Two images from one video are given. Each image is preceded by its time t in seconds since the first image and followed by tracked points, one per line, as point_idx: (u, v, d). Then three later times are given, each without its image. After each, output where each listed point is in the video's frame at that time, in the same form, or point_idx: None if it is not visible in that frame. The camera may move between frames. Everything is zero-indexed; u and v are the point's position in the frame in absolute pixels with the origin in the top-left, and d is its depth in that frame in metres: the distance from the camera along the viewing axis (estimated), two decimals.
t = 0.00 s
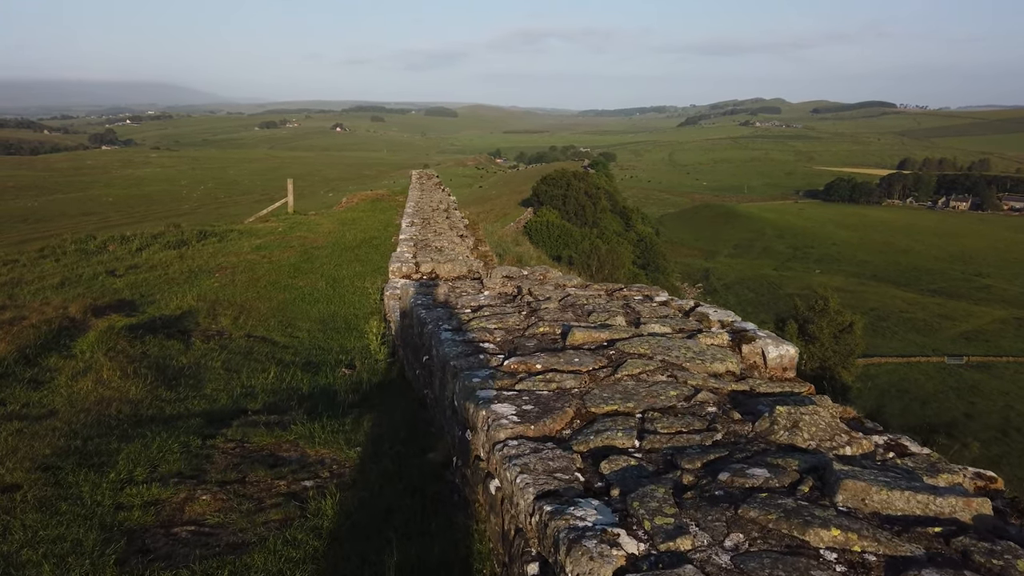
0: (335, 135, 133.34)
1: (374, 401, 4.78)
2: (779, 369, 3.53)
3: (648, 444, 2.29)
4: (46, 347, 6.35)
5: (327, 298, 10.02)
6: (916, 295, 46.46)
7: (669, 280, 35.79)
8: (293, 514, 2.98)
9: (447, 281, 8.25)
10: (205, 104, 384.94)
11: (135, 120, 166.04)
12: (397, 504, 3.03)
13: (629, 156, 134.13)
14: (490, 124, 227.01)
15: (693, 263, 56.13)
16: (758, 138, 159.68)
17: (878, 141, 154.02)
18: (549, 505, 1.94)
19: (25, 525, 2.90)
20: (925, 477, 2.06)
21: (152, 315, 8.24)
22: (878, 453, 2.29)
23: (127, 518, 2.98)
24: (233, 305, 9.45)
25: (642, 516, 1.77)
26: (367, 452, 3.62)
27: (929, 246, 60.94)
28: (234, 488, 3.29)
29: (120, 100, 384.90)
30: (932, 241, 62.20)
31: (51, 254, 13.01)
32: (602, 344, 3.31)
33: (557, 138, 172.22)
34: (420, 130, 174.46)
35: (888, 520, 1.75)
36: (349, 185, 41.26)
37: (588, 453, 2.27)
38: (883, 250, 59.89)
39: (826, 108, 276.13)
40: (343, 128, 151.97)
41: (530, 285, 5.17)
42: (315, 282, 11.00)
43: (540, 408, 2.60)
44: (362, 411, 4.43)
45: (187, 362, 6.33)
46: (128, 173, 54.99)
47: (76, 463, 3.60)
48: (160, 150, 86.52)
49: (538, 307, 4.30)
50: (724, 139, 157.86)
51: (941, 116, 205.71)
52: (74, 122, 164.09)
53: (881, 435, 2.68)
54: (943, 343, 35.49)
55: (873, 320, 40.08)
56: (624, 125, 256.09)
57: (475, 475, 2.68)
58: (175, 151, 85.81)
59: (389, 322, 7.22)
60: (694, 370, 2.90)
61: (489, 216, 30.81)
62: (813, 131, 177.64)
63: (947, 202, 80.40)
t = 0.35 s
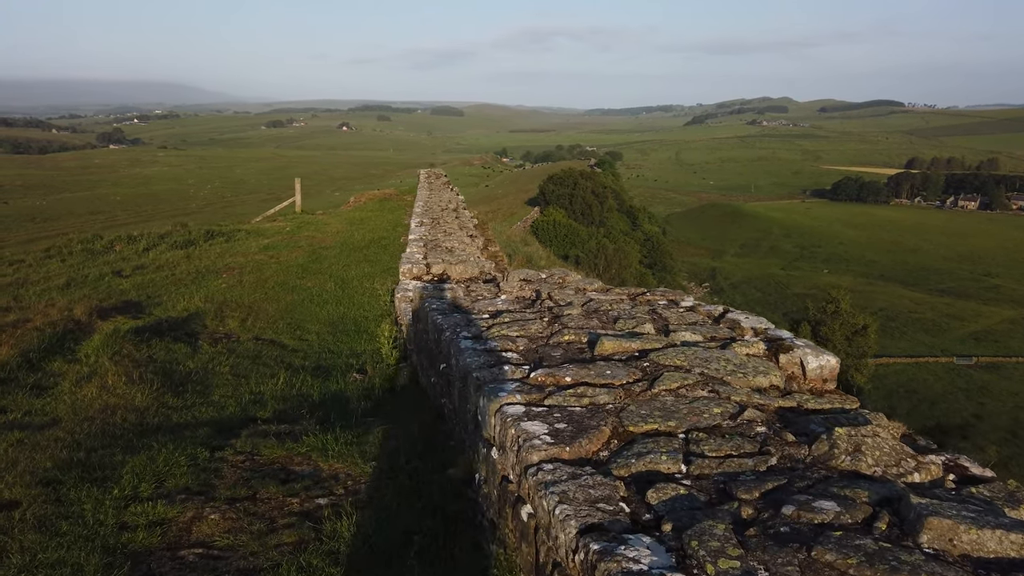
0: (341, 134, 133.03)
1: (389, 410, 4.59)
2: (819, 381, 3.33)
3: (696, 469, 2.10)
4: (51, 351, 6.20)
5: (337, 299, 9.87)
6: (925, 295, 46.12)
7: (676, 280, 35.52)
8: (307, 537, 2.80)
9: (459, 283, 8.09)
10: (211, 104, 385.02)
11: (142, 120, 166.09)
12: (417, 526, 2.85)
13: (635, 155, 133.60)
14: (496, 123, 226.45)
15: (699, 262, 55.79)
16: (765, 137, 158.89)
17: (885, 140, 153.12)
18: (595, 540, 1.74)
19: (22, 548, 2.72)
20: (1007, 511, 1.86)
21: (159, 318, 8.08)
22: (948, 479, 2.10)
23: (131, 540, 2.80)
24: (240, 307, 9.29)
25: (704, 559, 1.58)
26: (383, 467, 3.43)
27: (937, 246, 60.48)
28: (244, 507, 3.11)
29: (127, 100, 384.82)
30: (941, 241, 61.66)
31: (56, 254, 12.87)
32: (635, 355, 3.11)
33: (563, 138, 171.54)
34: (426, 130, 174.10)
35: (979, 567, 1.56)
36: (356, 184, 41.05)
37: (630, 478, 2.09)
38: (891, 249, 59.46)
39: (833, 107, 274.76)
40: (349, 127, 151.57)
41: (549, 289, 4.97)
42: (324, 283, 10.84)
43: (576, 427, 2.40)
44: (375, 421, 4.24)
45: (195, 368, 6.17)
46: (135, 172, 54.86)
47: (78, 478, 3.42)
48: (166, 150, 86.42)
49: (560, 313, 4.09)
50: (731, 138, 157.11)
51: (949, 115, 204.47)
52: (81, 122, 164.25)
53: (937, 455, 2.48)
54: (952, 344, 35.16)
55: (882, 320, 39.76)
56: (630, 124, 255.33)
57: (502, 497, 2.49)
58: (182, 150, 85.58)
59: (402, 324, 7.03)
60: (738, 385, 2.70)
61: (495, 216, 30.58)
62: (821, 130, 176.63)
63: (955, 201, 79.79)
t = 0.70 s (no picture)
0: (346, 135, 132.96)
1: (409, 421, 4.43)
2: (867, 396, 3.16)
3: (759, 498, 1.94)
4: (58, 356, 6.06)
5: (348, 302, 9.73)
6: (932, 297, 45.83)
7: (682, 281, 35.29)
8: (330, 563, 2.64)
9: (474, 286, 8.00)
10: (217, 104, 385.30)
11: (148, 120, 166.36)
12: (445, 551, 2.68)
13: (641, 155, 133.24)
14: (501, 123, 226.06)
15: (705, 263, 55.55)
16: (771, 138, 158.36)
17: (892, 142, 152.44)
18: None
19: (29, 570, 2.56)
20: None
21: (169, 320, 7.94)
22: None
23: (143, 563, 2.64)
24: (250, 308, 9.18)
25: None
26: (408, 483, 3.28)
27: (944, 247, 60.13)
28: (262, 525, 2.96)
29: (133, 100, 385.08)
30: (949, 243, 61.21)
31: (64, 255, 12.76)
32: (676, 368, 2.94)
33: (568, 138, 171.07)
34: (431, 130, 173.91)
35: None
36: (362, 185, 40.90)
37: (688, 508, 1.92)
38: (898, 251, 59.11)
39: (838, 109, 273.63)
40: (355, 127, 151.39)
41: (574, 294, 4.81)
42: (334, 284, 10.71)
43: (624, 448, 2.23)
44: (396, 432, 4.08)
45: (207, 373, 6.02)
46: (141, 172, 54.83)
47: (88, 493, 3.27)
48: (173, 150, 86.53)
49: (590, 321, 3.91)
50: (736, 139, 156.58)
51: (956, 116, 203.54)
52: (87, 122, 164.54)
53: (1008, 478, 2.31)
54: (959, 346, 34.92)
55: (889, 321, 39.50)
56: (636, 124, 254.80)
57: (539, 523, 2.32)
58: (188, 150, 85.72)
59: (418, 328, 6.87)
60: (794, 401, 2.54)
61: (502, 216, 30.43)
62: (827, 132, 175.83)
63: (963, 203, 79.31)
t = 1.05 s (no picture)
0: (346, 135, 132.80)
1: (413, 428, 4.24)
2: (899, 404, 2.96)
3: (803, 525, 1.74)
4: (49, 359, 5.88)
5: (349, 303, 9.55)
6: (933, 297, 45.60)
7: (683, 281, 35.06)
8: None
9: (477, 287, 7.81)
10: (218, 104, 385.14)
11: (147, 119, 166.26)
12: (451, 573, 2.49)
13: (642, 155, 132.95)
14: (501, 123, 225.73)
15: (706, 263, 55.33)
16: (771, 138, 157.97)
17: (893, 141, 151.99)
18: None
19: None
20: None
21: (165, 322, 7.76)
22: None
23: None
24: (249, 310, 8.99)
25: None
26: (410, 497, 3.09)
27: (946, 247, 59.84)
28: (255, 545, 2.76)
29: (133, 100, 385.07)
30: (950, 242, 60.98)
31: (61, 255, 12.60)
32: (702, 375, 2.74)
33: (569, 138, 170.73)
34: (431, 130, 173.64)
35: None
36: (362, 184, 40.74)
37: (726, 534, 1.72)
38: (899, 251, 58.87)
39: (839, 109, 273.00)
40: (355, 127, 151.24)
41: (583, 296, 4.61)
42: (334, 285, 10.53)
43: (650, 467, 2.03)
44: (397, 442, 3.88)
45: (203, 377, 5.83)
46: (141, 172, 54.75)
47: (71, 509, 3.08)
48: (175, 150, 86.57)
49: (602, 325, 3.71)
50: (737, 139, 156.26)
51: (956, 116, 203.05)
52: (87, 121, 164.40)
53: None
54: (961, 346, 34.68)
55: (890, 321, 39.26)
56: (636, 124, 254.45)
57: (555, 543, 2.13)
58: (188, 151, 85.61)
59: (421, 330, 6.67)
60: (830, 412, 2.35)
61: (502, 216, 30.20)
62: (828, 131, 175.57)
63: (964, 203, 78.98)
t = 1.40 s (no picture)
0: (346, 134, 132.44)
1: (414, 440, 4.03)
2: (943, 418, 2.72)
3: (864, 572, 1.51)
4: (36, 365, 5.64)
5: (349, 305, 9.33)
6: (936, 296, 45.31)
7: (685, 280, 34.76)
8: None
9: (479, 288, 7.62)
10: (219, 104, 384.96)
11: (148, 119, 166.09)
12: None
13: (643, 155, 132.62)
14: (502, 122, 225.35)
15: (708, 262, 55.04)
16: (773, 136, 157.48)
17: (895, 139, 151.50)
18: None
19: None
20: None
21: (158, 326, 7.53)
22: None
23: None
24: (245, 312, 8.78)
25: None
26: (411, 521, 2.86)
27: (949, 245, 59.51)
28: None
29: (134, 100, 385.09)
30: (953, 241, 60.64)
31: (56, 255, 12.38)
32: (731, 389, 2.51)
33: (569, 138, 170.31)
34: (432, 130, 173.30)
35: None
36: (362, 184, 40.45)
37: None
38: (901, 249, 58.57)
39: (840, 108, 272.27)
40: (356, 126, 150.87)
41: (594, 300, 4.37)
42: (334, 285, 10.31)
43: (682, 497, 1.80)
44: (398, 458, 3.65)
45: (196, 383, 5.61)
46: (141, 172, 54.46)
47: (45, 534, 2.84)
48: (174, 150, 86.34)
49: (615, 331, 3.47)
50: (738, 138, 155.84)
51: (958, 114, 202.40)
52: (88, 121, 164.23)
53: None
54: (964, 345, 34.39)
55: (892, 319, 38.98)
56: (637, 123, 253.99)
57: None
58: (189, 150, 85.35)
59: (421, 334, 6.45)
60: (878, 433, 2.11)
61: (503, 215, 29.93)
62: (829, 129, 175.01)
63: (967, 201, 78.59)
